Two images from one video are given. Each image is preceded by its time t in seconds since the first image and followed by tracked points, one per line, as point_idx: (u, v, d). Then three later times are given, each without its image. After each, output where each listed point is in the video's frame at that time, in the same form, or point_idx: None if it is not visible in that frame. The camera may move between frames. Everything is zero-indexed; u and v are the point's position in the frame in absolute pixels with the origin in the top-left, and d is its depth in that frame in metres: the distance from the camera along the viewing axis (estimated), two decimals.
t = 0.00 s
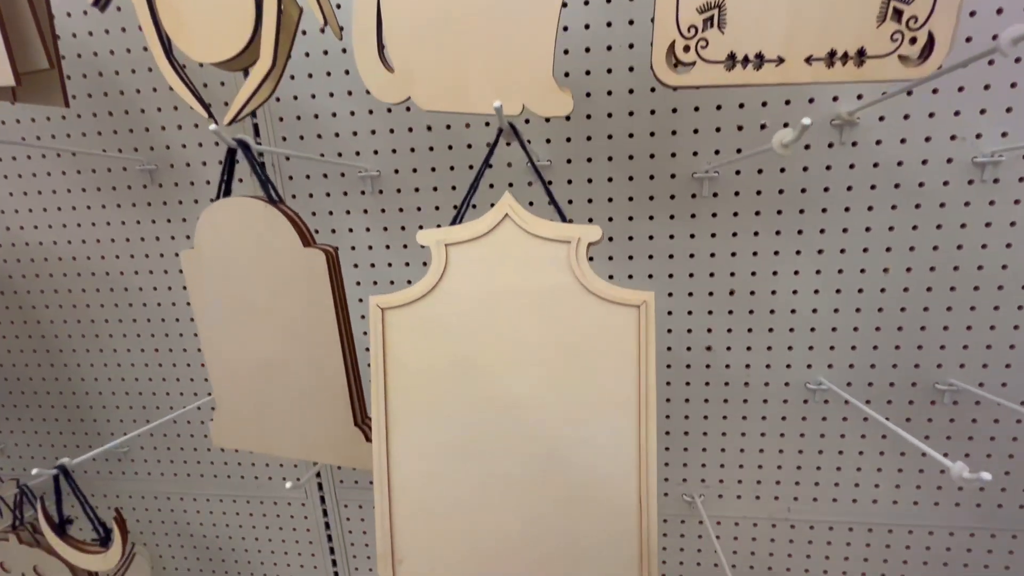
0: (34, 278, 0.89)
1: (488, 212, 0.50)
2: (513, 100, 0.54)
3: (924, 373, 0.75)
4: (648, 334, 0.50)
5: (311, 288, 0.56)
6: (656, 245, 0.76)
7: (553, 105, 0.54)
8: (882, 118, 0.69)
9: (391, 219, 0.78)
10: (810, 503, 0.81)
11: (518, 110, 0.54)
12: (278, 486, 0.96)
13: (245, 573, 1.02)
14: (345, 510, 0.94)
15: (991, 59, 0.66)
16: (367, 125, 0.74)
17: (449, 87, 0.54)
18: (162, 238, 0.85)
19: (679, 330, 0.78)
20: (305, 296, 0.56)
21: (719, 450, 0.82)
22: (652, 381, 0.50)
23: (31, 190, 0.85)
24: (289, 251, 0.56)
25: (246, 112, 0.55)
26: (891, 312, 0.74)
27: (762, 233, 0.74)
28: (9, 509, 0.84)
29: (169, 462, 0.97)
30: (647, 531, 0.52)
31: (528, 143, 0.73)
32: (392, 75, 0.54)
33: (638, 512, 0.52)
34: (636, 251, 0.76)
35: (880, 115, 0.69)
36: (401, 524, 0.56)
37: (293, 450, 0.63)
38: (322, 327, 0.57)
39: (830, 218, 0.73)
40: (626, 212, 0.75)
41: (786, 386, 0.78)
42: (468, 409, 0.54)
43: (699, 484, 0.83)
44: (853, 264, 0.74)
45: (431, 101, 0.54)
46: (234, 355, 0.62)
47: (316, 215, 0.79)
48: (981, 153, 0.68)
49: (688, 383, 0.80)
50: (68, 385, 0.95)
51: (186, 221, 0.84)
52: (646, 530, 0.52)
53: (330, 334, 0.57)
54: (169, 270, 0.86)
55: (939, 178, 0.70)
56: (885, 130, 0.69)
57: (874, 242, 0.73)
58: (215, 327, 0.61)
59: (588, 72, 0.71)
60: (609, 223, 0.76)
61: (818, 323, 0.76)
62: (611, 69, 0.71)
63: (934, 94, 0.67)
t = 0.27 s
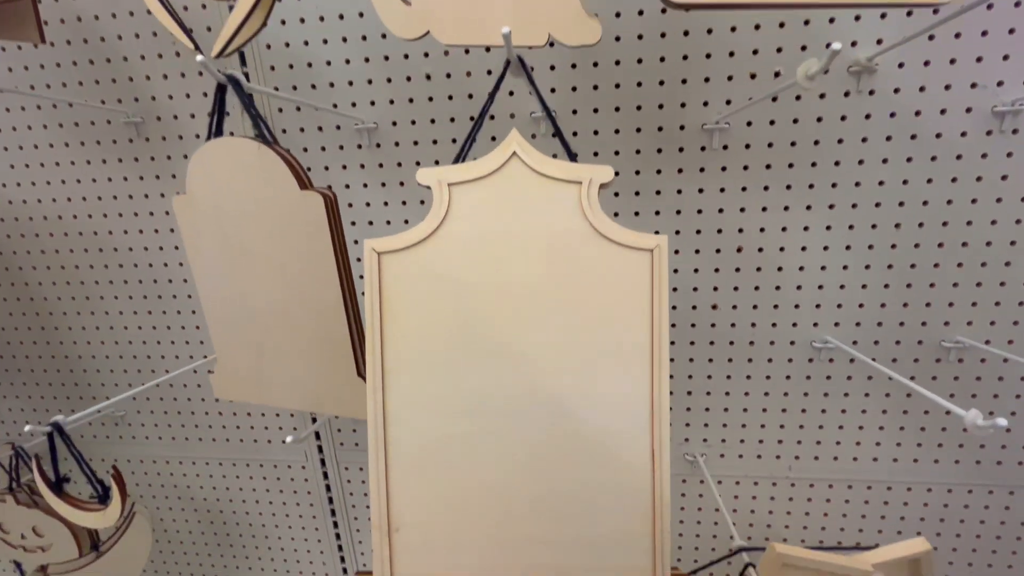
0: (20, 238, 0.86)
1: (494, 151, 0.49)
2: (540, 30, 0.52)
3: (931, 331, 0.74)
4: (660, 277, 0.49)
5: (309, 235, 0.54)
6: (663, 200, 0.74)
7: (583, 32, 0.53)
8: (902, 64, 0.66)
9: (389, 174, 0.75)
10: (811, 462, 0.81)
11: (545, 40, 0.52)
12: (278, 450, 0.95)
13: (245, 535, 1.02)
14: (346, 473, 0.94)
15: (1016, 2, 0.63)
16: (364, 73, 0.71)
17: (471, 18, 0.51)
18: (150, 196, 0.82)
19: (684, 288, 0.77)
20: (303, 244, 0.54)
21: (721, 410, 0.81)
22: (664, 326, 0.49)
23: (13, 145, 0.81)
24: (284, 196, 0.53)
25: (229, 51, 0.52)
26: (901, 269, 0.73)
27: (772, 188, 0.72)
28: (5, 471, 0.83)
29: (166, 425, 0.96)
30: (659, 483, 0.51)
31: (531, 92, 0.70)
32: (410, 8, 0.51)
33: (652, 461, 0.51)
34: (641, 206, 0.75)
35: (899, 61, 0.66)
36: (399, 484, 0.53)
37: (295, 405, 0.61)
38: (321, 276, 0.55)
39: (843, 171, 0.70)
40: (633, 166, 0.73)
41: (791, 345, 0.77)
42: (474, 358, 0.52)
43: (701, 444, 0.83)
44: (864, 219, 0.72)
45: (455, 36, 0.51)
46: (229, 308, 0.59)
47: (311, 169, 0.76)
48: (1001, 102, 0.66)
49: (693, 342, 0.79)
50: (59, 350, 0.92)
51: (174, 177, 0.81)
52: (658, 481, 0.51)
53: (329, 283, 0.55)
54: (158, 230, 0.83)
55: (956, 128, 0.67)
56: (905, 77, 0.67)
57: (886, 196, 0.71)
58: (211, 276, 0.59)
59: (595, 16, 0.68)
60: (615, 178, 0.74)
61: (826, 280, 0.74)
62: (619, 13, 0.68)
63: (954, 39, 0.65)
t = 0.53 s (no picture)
0: (13, 204, 0.85)
1: (501, 98, 0.49)
2: None
3: (931, 294, 0.74)
4: (673, 224, 0.50)
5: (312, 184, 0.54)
6: (667, 162, 0.73)
7: None
8: (912, 21, 0.65)
9: (389, 135, 0.74)
10: (808, 424, 0.82)
11: None
12: (280, 417, 0.96)
13: (248, 501, 1.03)
14: (348, 438, 0.95)
15: None
16: (363, 30, 0.69)
17: None
18: (145, 159, 0.80)
19: (687, 252, 0.77)
20: (306, 193, 0.54)
21: (721, 373, 0.82)
22: (678, 273, 0.50)
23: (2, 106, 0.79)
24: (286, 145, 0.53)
25: None
26: (904, 232, 0.73)
27: (777, 149, 0.71)
28: (7, 437, 0.83)
29: (167, 393, 0.96)
30: (671, 434, 0.52)
31: (534, 50, 0.69)
32: None
33: (664, 410, 0.52)
34: (644, 169, 0.74)
35: (910, 17, 0.65)
36: (408, 440, 0.54)
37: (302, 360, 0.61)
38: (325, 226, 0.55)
39: (849, 132, 0.70)
40: (637, 127, 0.72)
41: (792, 308, 0.78)
42: (484, 307, 0.52)
43: (700, 407, 0.84)
44: (869, 181, 0.71)
45: None
46: (232, 262, 0.59)
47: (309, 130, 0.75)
48: (1011, 60, 0.65)
49: (694, 306, 0.79)
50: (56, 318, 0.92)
51: (169, 139, 0.79)
52: (670, 435, 0.52)
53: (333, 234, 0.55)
54: (154, 194, 0.82)
55: (964, 87, 0.67)
56: (915, 34, 0.65)
57: (892, 158, 0.70)
58: (214, 232, 0.58)
59: None
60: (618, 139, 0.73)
61: (829, 244, 0.74)
62: None
63: None
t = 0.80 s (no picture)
0: (11, 182, 0.85)
1: (503, 72, 0.50)
2: None
3: (925, 271, 0.76)
4: (672, 200, 0.51)
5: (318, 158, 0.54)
6: (668, 140, 0.74)
7: None
8: None
9: (390, 112, 0.74)
10: (802, 399, 0.84)
11: None
12: (283, 394, 0.97)
13: (252, 477, 1.05)
14: (351, 415, 0.96)
15: None
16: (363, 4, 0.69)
17: None
18: (144, 137, 0.80)
19: (686, 230, 0.78)
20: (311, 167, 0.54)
21: (718, 350, 0.83)
22: (676, 249, 0.51)
23: None
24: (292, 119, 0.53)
25: None
26: (900, 210, 0.74)
27: (777, 127, 0.72)
28: (13, 413, 0.84)
29: (171, 371, 0.97)
30: (668, 407, 0.53)
31: (535, 26, 0.69)
32: None
33: (662, 383, 0.53)
34: (645, 146, 0.74)
35: None
36: (410, 413, 0.55)
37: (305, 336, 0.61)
38: (330, 202, 0.55)
39: (848, 109, 0.70)
40: (639, 105, 0.72)
41: (789, 286, 0.79)
42: (485, 282, 0.53)
43: (697, 383, 0.85)
44: (867, 159, 0.72)
45: None
46: (236, 237, 0.59)
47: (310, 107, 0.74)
48: (1011, 37, 0.65)
49: (692, 283, 0.80)
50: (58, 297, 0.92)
51: (167, 117, 0.79)
52: (668, 407, 0.53)
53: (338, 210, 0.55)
54: (154, 172, 0.82)
55: (964, 65, 0.67)
56: (917, 10, 0.65)
57: (890, 136, 0.71)
58: (217, 207, 0.58)
59: None
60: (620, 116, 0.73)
61: (826, 222, 0.75)
62: None
63: None
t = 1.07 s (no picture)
0: None
1: (501, 58, 0.49)
2: None
3: (919, 261, 0.76)
4: (673, 188, 0.50)
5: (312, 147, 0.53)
6: (665, 128, 0.73)
7: None
8: None
9: (384, 100, 0.73)
10: (796, 387, 0.85)
11: None
12: (279, 384, 0.97)
13: (249, 467, 1.05)
14: (347, 405, 0.97)
15: None
16: None
17: None
18: (133, 124, 0.78)
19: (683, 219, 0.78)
20: (306, 157, 0.54)
21: (713, 339, 0.84)
22: (676, 239, 0.50)
23: None
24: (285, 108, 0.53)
25: None
26: (895, 199, 0.74)
27: (774, 115, 0.71)
28: (6, 405, 0.84)
29: (165, 362, 0.97)
30: (667, 399, 0.53)
31: (532, 11, 0.68)
32: None
33: (661, 374, 0.53)
34: (642, 135, 0.74)
35: None
36: (406, 404, 0.55)
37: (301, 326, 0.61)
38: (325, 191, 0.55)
39: (846, 98, 0.70)
40: (636, 92, 0.72)
41: (784, 275, 0.79)
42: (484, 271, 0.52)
43: (692, 372, 0.86)
44: (863, 148, 0.72)
45: None
46: (231, 228, 0.59)
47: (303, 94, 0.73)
48: (1010, 25, 0.65)
49: (688, 272, 0.80)
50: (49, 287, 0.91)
51: (157, 104, 0.77)
52: (667, 401, 0.53)
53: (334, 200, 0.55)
54: (144, 161, 0.80)
55: (962, 53, 0.66)
56: None
57: (887, 125, 0.71)
58: (213, 195, 0.58)
59: None
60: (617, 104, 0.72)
61: (822, 211, 0.75)
62: None
63: None
